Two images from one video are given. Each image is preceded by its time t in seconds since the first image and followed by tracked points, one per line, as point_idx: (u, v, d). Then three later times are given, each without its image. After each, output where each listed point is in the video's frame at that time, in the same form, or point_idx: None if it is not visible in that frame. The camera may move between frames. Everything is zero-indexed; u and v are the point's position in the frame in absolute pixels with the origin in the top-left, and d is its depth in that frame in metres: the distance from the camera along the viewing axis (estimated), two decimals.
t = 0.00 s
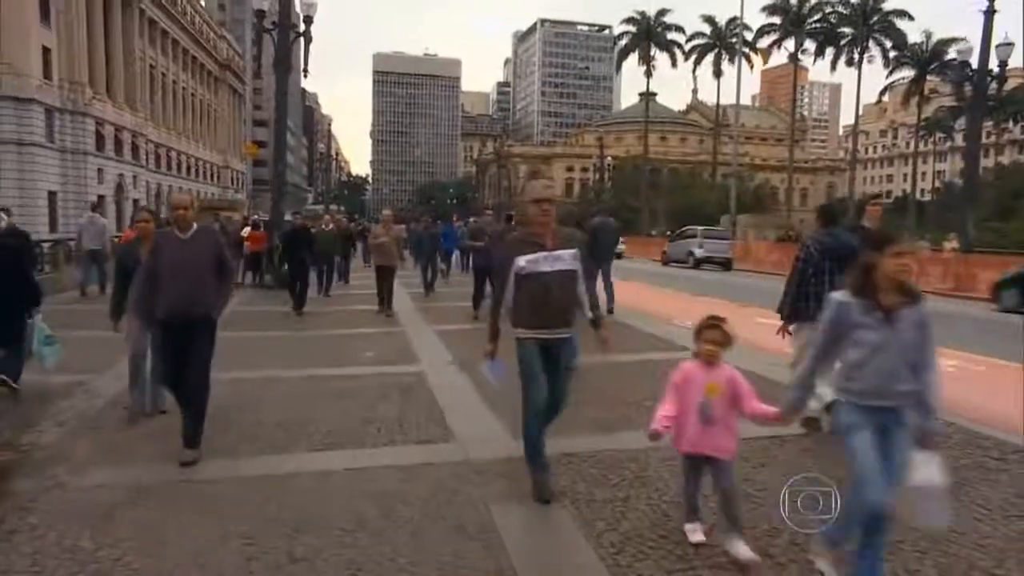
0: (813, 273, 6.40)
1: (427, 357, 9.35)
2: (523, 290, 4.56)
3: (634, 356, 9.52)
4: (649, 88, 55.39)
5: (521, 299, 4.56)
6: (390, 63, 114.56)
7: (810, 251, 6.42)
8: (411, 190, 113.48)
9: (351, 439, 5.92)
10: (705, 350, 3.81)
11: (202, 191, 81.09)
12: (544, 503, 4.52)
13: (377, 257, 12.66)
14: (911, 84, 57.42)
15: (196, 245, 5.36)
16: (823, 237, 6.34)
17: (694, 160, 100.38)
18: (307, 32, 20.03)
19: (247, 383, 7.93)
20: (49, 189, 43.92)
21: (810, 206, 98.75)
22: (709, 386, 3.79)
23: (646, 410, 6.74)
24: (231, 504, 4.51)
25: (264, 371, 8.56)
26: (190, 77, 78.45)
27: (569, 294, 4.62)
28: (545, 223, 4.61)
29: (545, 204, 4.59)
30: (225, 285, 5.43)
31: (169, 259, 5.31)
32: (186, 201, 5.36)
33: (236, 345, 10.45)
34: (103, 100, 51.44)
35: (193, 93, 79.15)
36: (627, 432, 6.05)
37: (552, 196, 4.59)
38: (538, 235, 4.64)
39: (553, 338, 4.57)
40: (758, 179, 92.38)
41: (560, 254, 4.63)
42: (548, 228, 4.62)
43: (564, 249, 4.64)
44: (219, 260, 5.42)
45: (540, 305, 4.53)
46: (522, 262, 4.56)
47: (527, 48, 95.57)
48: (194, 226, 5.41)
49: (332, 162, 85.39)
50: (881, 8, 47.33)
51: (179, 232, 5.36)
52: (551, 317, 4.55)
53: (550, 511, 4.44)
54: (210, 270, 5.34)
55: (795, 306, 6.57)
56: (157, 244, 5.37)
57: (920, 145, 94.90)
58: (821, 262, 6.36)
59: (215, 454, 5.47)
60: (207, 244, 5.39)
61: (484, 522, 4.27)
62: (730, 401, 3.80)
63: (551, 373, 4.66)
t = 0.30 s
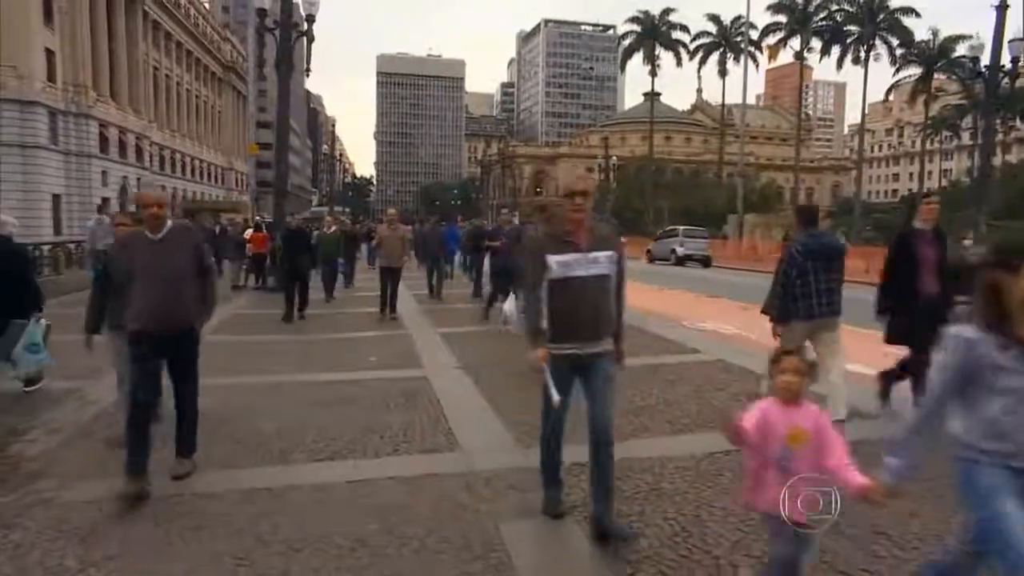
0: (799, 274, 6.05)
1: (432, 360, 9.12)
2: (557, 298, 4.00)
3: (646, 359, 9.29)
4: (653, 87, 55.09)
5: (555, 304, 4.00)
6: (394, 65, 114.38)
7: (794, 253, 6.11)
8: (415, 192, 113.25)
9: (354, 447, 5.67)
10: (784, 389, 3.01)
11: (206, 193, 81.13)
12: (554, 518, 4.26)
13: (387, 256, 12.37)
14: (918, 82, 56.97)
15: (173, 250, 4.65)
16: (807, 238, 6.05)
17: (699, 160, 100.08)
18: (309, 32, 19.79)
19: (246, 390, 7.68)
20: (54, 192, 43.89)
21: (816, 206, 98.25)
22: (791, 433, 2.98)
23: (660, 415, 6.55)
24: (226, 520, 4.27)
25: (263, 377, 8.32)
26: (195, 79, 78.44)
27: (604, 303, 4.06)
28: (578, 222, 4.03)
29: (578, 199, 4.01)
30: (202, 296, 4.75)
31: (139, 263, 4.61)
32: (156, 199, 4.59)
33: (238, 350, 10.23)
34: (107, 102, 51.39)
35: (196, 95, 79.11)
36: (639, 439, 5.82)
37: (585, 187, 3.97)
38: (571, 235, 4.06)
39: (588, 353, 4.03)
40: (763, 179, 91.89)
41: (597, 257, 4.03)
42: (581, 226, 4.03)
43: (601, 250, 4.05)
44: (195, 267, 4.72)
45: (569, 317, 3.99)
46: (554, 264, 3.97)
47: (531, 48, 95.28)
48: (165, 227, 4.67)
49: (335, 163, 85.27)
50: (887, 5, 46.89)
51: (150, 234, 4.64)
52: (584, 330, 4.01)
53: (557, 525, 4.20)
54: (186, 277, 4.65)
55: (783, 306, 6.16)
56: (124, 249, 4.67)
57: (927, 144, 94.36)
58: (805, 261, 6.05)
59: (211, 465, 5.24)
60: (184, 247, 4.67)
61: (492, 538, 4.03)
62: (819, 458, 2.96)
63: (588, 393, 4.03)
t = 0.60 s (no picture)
0: (769, 268, 6.28)
1: (435, 363, 8.85)
2: (607, 312, 3.41)
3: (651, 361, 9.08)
4: (656, 85, 54.74)
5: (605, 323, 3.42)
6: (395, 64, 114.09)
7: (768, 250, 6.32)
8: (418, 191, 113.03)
9: (352, 456, 5.42)
10: (895, 450, 2.45)
11: (208, 193, 80.96)
12: (565, 539, 3.98)
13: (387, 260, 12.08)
14: (923, 80, 56.59)
15: (125, 250, 3.93)
16: (778, 234, 6.20)
17: (702, 158, 99.67)
18: (309, 28, 19.55)
19: (242, 393, 7.45)
20: (55, 192, 43.70)
21: (819, 204, 97.90)
22: (921, 511, 2.43)
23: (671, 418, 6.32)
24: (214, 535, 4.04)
25: (261, 381, 8.04)
26: (196, 78, 78.26)
27: (664, 313, 3.47)
28: (636, 220, 3.43)
29: (633, 188, 3.37)
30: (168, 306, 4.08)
31: (87, 267, 3.91)
32: (105, 189, 3.92)
33: (236, 352, 9.98)
34: (107, 102, 51.18)
35: (198, 94, 78.93)
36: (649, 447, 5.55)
37: (642, 182, 3.40)
38: (624, 234, 3.44)
39: (641, 376, 3.44)
40: (767, 177, 91.56)
41: (656, 264, 3.43)
42: (637, 225, 3.43)
43: (658, 254, 3.43)
44: (160, 269, 4.04)
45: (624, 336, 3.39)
46: (603, 274, 3.37)
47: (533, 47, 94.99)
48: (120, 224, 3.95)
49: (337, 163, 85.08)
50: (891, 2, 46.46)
51: (101, 232, 3.92)
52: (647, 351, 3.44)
53: (567, 543, 3.93)
54: (148, 281, 3.98)
55: (756, 300, 6.43)
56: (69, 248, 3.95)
57: (931, 141, 93.99)
58: (776, 256, 6.26)
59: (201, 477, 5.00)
60: (144, 247, 3.97)
61: (497, 555, 3.80)
62: (948, 528, 2.43)
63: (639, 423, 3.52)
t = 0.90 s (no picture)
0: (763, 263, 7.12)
1: (436, 365, 8.55)
2: (663, 326, 2.70)
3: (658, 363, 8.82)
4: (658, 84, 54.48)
5: (663, 343, 2.71)
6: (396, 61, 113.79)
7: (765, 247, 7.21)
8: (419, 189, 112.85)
9: (346, 465, 5.15)
10: None
11: (208, 190, 80.69)
12: (575, 558, 3.72)
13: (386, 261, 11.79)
14: (926, 78, 56.27)
15: (67, 253, 3.28)
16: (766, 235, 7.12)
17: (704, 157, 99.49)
18: (308, 22, 19.31)
19: (235, 396, 7.20)
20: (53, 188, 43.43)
21: (820, 203, 97.76)
22: None
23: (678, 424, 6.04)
24: (192, 551, 3.85)
25: (255, 384, 7.76)
26: (196, 75, 78.01)
27: (741, 334, 2.76)
28: (702, 215, 2.76)
29: (703, 178, 2.74)
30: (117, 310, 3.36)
31: (19, 269, 3.24)
32: (42, 177, 3.26)
33: (231, 352, 9.69)
34: (106, 98, 50.87)
35: (198, 91, 78.65)
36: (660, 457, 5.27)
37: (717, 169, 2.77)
38: (692, 236, 2.77)
39: (708, 415, 2.77)
40: (768, 176, 91.36)
41: (737, 272, 2.72)
42: (707, 223, 2.75)
43: (734, 258, 2.73)
44: (111, 269, 3.39)
45: (686, 359, 2.70)
46: (665, 283, 2.66)
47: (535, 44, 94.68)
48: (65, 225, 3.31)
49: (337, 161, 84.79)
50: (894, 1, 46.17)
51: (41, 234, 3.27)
52: (715, 382, 2.73)
53: (577, 562, 3.69)
54: (97, 282, 3.32)
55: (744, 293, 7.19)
56: None
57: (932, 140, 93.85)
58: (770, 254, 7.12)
59: (187, 488, 4.75)
60: (88, 245, 3.32)
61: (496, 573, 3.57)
62: None
63: (705, 468, 2.91)
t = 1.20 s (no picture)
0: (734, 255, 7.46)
1: (434, 367, 8.29)
2: (765, 353, 2.06)
3: (662, 366, 8.59)
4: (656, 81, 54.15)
5: (773, 369, 2.04)
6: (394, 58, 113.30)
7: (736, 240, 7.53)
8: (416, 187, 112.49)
9: (339, 478, 4.84)
10: None
11: (203, 187, 80.23)
12: None
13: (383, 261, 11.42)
14: (926, 77, 55.88)
15: None
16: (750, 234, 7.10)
17: (702, 155, 99.17)
18: (304, 16, 19.03)
19: (226, 400, 6.96)
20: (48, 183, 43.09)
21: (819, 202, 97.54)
22: None
23: (685, 430, 5.81)
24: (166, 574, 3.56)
25: (246, 387, 7.50)
26: (192, 71, 77.50)
27: (862, 359, 2.08)
28: (816, 205, 2.13)
29: (814, 151, 2.15)
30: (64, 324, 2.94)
31: None
32: None
33: (225, 353, 9.42)
34: (101, 93, 50.37)
35: (194, 87, 78.17)
36: (669, 468, 5.02)
37: (839, 132, 2.12)
38: (804, 231, 2.13)
39: (822, 472, 2.10)
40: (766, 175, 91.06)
41: (852, 276, 2.10)
42: (820, 215, 2.13)
43: (862, 262, 2.13)
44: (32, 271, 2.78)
45: (802, 383, 2.03)
46: (777, 307, 2.03)
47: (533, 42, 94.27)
48: None
49: (334, 158, 84.40)
50: None
51: None
52: (834, 431, 2.08)
53: None
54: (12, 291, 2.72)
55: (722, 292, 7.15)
56: None
57: (931, 140, 93.68)
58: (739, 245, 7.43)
59: (168, 502, 4.47)
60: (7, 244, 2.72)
61: None
62: None
63: (817, 550, 2.19)
